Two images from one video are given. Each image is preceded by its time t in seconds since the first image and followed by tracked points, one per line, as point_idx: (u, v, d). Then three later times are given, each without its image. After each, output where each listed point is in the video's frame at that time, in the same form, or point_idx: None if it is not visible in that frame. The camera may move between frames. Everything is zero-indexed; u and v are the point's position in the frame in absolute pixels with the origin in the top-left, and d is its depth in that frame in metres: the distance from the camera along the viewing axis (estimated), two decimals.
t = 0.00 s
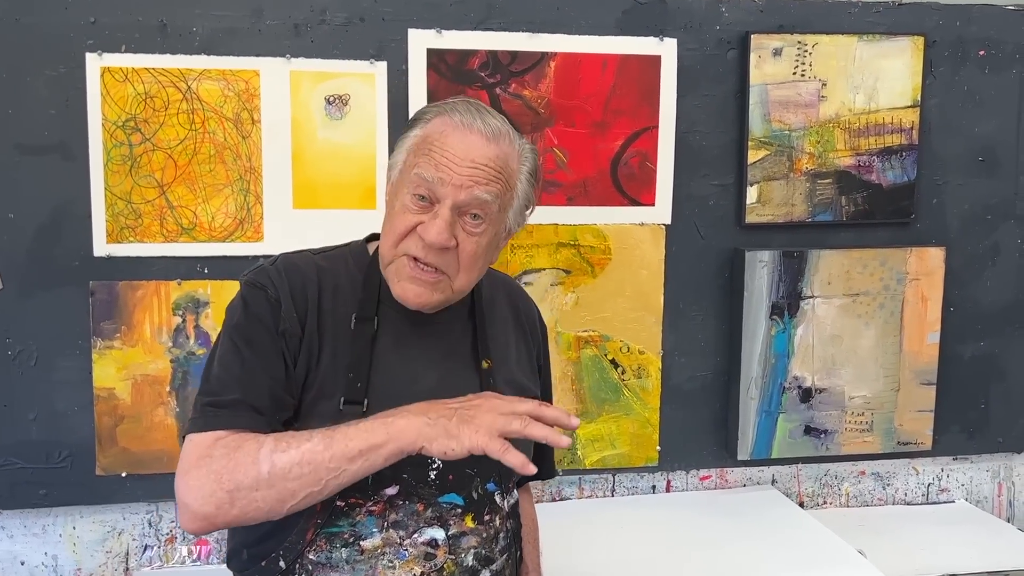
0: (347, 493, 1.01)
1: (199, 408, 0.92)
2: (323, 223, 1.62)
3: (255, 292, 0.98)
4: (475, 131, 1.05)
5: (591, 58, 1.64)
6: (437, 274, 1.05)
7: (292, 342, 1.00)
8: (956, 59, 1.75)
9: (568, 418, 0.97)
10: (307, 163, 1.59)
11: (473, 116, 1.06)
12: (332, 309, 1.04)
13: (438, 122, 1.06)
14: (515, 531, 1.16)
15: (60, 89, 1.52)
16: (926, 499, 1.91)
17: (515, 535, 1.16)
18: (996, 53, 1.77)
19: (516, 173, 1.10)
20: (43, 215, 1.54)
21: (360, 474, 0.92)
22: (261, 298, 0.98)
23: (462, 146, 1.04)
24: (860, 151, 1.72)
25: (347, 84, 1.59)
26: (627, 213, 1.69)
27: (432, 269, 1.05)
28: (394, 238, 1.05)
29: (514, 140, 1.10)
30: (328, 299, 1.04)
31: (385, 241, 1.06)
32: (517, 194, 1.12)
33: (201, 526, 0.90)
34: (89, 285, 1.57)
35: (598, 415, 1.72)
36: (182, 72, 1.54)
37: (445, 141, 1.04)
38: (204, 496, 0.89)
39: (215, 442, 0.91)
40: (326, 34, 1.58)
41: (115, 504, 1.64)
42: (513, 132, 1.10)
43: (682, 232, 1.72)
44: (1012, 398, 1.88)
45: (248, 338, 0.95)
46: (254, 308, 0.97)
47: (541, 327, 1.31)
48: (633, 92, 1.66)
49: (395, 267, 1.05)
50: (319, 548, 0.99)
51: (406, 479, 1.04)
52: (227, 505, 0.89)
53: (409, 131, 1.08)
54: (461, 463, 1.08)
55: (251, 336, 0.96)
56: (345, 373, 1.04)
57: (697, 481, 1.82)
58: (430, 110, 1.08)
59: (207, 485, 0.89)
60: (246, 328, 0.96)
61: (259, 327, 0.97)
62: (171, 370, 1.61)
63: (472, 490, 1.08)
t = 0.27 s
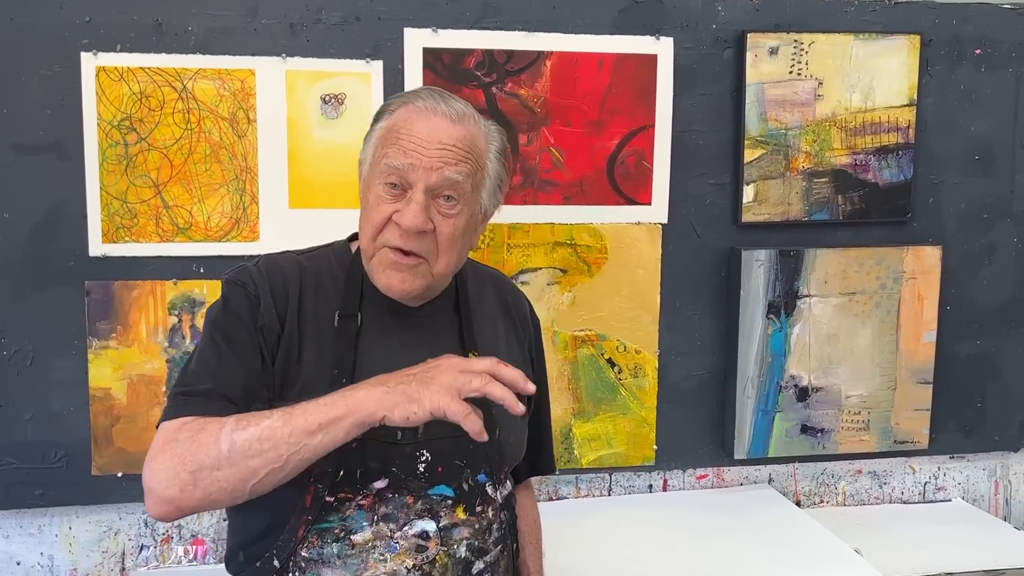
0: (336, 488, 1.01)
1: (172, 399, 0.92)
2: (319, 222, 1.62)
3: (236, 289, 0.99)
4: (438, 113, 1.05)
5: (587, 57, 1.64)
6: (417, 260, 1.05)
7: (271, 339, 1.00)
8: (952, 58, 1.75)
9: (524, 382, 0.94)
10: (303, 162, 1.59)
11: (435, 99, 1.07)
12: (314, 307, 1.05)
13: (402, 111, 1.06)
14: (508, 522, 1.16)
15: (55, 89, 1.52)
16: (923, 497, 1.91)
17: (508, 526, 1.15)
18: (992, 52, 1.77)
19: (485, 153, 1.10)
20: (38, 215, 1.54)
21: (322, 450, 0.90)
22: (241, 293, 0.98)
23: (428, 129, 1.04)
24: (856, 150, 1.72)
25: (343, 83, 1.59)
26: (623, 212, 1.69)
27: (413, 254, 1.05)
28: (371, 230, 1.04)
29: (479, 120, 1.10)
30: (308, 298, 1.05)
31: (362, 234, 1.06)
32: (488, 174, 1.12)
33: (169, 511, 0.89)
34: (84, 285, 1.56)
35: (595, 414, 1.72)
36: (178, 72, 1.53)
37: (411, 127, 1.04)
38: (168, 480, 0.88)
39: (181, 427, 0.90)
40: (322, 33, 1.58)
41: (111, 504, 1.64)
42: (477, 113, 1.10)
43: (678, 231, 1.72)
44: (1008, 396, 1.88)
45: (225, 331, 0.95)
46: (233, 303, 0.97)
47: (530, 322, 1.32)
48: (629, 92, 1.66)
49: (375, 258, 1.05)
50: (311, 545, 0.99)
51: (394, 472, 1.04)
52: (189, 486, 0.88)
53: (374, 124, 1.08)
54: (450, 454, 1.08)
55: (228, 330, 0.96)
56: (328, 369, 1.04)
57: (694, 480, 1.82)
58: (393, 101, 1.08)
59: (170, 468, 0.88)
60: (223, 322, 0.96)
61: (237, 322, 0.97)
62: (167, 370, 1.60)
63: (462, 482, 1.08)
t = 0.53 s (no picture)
0: (347, 480, 1.00)
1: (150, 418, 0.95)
2: (317, 221, 1.62)
3: (213, 306, 1.01)
4: (365, 88, 1.04)
5: (584, 56, 1.64)
6: (399, 230, 1.02)
7: (249, 350, 1.01)
8: (948, 57, 1.75)
9: (433, 319, 0.88)
10: (300, 162, 1.59)
11: (358, 78, 1.05)
12: (297, 312, 1.06)
13: (330, 100, 1.05)
14: (527, 493, 1.13)
15: (51, 88, 1.52)
16: (920, 496, 1.92)
17: (528, 497, 1.13)
18: (989, 51, 1.77)
19: (423, 113, 1.09)
20: (34, 214, 1.54)
21: (260, 432, 0.89)
22: (215, 309, 1.00)
23: (361, 105, 1.03)
24: (853, 149, 1.72)
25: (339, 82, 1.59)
26: (620, 211, 1.69)
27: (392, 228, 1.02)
28: (343, 219, 1.02)
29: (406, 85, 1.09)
30: (288, 308, 1.05)
31: (337, 230, 1.03)
32: (435, 131, 1.10)
33: (141, 525, 0.90)
34: (81, 285, 1.56)
35: (592, 413, 1.72)
36: (174, 71, 1.53)
37: (344, 109, 1.03)
38: (135, 492, 0.90)
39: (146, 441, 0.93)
40: (318, 33, 1.58)
41: (108, 504, 1.64)
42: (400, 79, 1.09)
43: (675, 230, 1.72)
44: (1005, 394, 1.88)
45: (200, 348, 0.98)
46: (207, 320, 0.99)
47: (528, 295, 1.27)
48: (626, 90, 1.66)
49: (359, 245, 1.02)
50: (331, 540, 0.99)
51: (403, 457, 1.02)
52: (153, 494, 0.90)
53: (307, 126, 1.06)
54: (457, 433, 1.06)
55: (202, 346, 0.98)
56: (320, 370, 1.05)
57: (691, 479, 1.82)
58: (317, 97, 1.07)
59: (135, 481, 0.91)
60: (198, 339, 0.98)
61: (212, 337, 0.99)
62: (164, 370, 1.60)
63: (472, 457, 1.06)
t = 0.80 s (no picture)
0: (364, 490, 1.00)
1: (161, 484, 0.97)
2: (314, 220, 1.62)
3: (204, 352, 1.02)
4: (323, 109, 1.02)
5: (581, 55, 1.64)
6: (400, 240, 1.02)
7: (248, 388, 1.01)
8: (945, 56, 1.75)
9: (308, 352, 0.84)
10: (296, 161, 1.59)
11: (311, 102, 1.03)
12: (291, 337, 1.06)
13: (288, 132, 1.02)
14: (542, 484, 1.12)
15: (47, 88, 1.52)
16: (917, 495, 1.92)
17: (544, 487, 1.12)
18: (985, 50, 1.77)
19: (383, 121, 1.08)
20: (31, 214, 1.54)
21: (234, 509, 0.91)
22: (205, 359, 1.01)
23: (325, 127, 1.01)
24: (850, 148, 1.72)
25: (336, 82, 1.59)
26: (617, 210, 1.69)
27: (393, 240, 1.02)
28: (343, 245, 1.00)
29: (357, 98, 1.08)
30: (280, 338, 1.05)
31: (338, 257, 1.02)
32: (398, 136, 1.10)
33: None
34: (77, 285, 1.56)
35: (589, 412, 1.73)
36: (170, 70, 1.53)
37: (310, 135, 1.01)
38: (154, 563, 0.96)
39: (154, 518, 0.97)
40: (314, 32, 1.58)
41: (105, 503, 1.64)
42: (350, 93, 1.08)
43: (672, 229, 1.72)
44: (1002, 393, 1.88)
45: (195, 404, 0.99)
46: (199, 371, 1.00)
47: (525, 284, 1.24)
48: (623, 90, 1.66)
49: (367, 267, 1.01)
50: (354, 551, 0.99)
51: (417, 462, 1.02)
52: (169, 566, 0.95)
53: (271, 163, 1.03)
54: (467, 432, 1.05)
55: (199, 399, 0.99)
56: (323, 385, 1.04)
57: (688, 478, 1.82)
58: (270, 133, 1.04)
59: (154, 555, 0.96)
60: (195, 395, 0.99)
61: (207, 389, 0.99)
62: (160, 370, 1.60)
63: (485, 455, 1.06)
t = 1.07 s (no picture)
0: (367, 503, 1.00)
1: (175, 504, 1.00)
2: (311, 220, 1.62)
3: (208, 376, 1.02)
4: (305, 131, 1.00)
5: (577, 54, 1.64)
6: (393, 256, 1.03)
7: (250, 408, 1.01)
8: (942, 55, 1.76)
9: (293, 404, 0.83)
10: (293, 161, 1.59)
11: (292, 124, 1.01)
12: (291, 352, 1.05)
13: (273, 155, 1.00)
14: (546, 484, 1.12)
15: (44, 88, 1.52)
16: (915, 493, 1.92)
17: (547, 488, 1.12)
18: (982, 49, 1.77)
19: (366, 137, 1.06)
20: (28, 214, 1.54)
21: (251, 552, 0.94)
22: (208, 382, 1.02)
23: (310, 150, 0.99)
24: (847, 147, 1.72)
25: (332, 82, 1.59)
26: (613, 210, 1.69)
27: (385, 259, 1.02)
28: (337, 268, 1.00)
29: (337, 115, 1.06)
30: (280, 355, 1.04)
31: (330, 279, 1.01)
32: (381, 149, 1.09)
33: None
34: (74, 284, 1.56)
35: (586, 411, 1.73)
36: (167, 70, 1.53)
37: (296, 159, 0.99)
38: None
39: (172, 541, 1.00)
40: (311, 32, 1.58)
41: (102, 503, 1.64)
42: (330, 111, 1.06)
43: (669, 229, 1.72)
44: (1000, 393, 1.88)
45: (200, 427, 1.00)
46: (203, 393, 1.01)
47: (522, 283, 1.23)
48: (620, 89, 1.66)
49: (361, 287, 1.02)
50: (361, 562, 1.01)
51: (418, 471, 1.03)
52: None
53: (258, 186, 1.02)
54: (468, 439, 1.06)
55: (204, 420, 1.01)
56: (326, 398, 1.04)
57: (686, 477, 1.82)
58: (253, 155, 1.02)
59: None
60: (200, 417, 1.01)
61: (211, 411, 1.01)
62: (158, 370, 1.60)
63: (486, 461, 1.06)
